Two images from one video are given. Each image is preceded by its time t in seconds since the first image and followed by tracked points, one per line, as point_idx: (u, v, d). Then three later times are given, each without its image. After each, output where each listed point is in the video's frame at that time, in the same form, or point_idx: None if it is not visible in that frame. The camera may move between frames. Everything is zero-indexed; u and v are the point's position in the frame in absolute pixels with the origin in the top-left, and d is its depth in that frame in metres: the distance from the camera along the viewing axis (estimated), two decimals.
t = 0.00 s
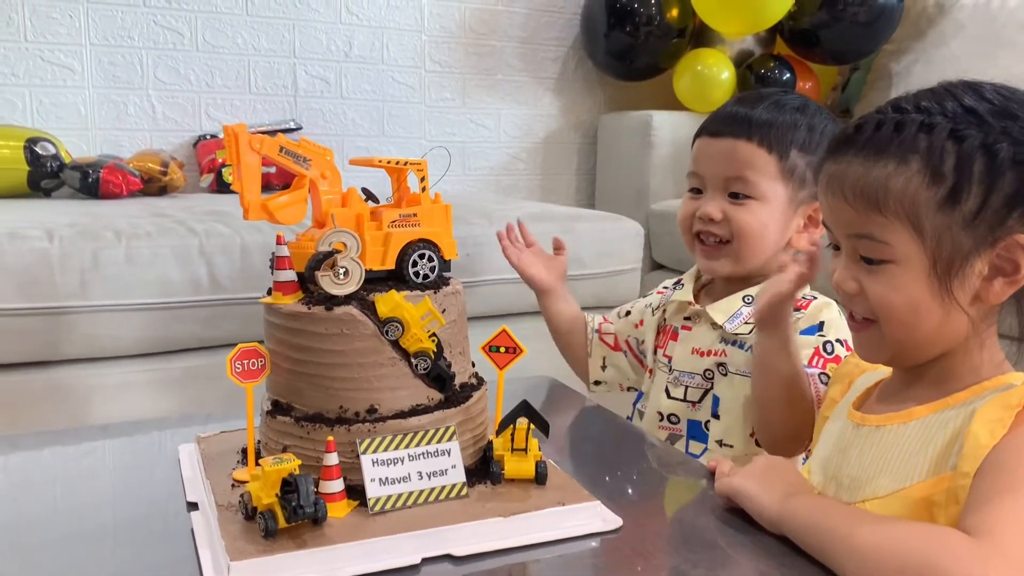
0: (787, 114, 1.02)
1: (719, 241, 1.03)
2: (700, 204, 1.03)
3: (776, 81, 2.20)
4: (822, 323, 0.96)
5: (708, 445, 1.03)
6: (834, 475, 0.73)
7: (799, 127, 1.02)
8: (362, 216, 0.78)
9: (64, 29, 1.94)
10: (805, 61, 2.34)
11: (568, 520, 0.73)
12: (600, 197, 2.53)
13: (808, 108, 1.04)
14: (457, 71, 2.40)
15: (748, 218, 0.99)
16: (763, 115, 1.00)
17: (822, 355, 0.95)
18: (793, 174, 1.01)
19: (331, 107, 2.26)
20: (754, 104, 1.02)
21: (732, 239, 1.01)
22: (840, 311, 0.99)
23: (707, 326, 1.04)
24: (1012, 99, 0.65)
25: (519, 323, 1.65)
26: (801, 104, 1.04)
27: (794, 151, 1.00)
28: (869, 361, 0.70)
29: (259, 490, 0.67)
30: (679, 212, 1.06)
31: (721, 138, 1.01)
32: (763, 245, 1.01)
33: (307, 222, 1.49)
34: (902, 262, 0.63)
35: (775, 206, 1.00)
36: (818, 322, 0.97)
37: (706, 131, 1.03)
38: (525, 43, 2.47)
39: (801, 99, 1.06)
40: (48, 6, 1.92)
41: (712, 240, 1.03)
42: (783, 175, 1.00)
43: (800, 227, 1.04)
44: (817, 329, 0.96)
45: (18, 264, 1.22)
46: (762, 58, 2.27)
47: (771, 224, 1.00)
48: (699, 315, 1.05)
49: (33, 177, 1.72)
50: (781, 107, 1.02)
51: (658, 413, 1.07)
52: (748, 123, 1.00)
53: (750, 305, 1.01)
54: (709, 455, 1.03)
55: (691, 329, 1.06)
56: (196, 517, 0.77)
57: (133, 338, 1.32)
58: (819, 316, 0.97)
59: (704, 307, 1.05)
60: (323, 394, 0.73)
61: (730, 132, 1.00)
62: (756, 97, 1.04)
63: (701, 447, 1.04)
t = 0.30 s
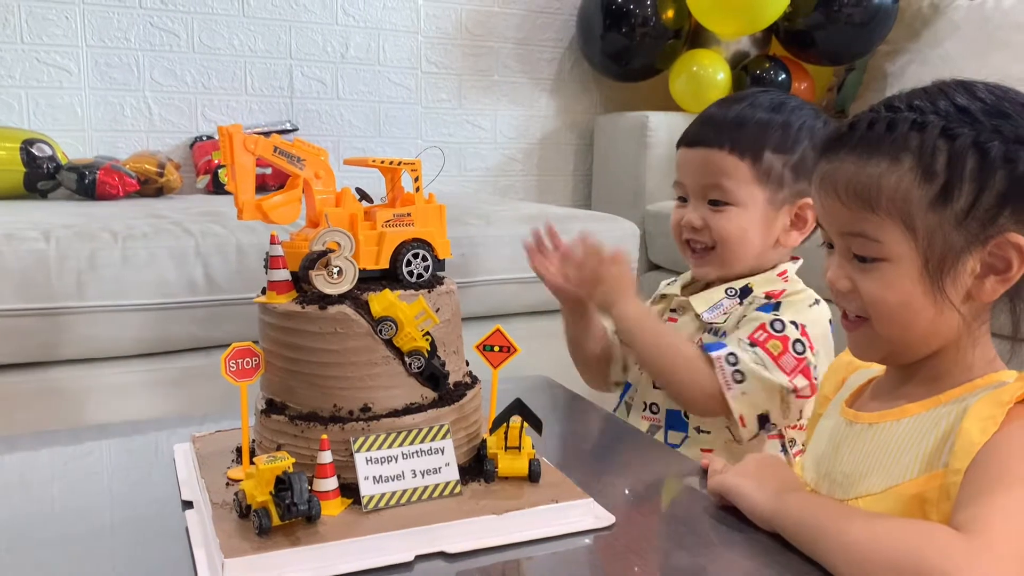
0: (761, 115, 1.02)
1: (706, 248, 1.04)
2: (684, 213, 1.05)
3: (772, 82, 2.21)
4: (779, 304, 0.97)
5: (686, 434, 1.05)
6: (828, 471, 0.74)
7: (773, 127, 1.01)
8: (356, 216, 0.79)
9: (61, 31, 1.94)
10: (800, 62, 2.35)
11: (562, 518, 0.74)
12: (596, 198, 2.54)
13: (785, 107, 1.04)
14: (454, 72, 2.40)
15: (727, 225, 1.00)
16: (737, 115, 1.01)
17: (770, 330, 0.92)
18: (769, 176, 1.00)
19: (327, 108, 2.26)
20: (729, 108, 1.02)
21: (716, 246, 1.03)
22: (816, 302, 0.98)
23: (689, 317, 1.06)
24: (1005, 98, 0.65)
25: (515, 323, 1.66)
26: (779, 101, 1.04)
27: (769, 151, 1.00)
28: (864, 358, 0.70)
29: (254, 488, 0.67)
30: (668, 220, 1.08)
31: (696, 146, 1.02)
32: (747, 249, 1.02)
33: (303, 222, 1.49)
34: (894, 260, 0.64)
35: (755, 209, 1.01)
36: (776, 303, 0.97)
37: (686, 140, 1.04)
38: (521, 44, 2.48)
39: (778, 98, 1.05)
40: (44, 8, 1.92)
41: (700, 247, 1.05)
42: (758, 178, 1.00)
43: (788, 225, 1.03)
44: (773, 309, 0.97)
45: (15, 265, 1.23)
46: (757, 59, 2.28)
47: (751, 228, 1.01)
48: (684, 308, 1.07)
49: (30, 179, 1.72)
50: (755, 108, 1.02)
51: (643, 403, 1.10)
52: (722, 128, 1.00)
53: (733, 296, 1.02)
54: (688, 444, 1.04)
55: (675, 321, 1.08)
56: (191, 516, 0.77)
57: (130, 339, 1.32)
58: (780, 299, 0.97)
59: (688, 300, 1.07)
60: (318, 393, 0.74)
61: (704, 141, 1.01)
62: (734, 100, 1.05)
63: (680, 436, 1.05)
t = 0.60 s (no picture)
0: (739, 113, 1.03)
1: (682, 243, 1.04)
2: (663, 208, 1.06)
3: (768, 84, 2.22)
4: (775, 326, 0.96)
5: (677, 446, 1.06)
6: (826, 472, 0.74)
7: (751, 126, 1.03)
8: (356, 219, 0.79)
9: (59, 33, 1.94)
10: (796, 64, 2.36)
11: (560, 519, 0.74)
12: (594, 199, 2.54)
13: (764, 106, 1.05)
14: (451, 74, 2.41)
15: (700, 219, 1.01)
16: (717, 112, 1.03)
17: (773, 356, 0.94)
18: (744, 172, 1.01)
19: (325, 110, 2.27)
20: (707, 108, 1.04)
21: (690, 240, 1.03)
22: (801, 314, 0.98)
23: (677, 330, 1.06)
24: (994, 103, 0.66)
25: (512, 324, 1.66)
26: (758, 101, 1.06)
27: (745, 148, 1.01)
28: (861, 362, 0.71)
29: (255, 489, 0.68)
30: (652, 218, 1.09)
31: (675, 142, 1.04)
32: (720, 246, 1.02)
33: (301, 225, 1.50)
34: (889, 264, 0.65)
35: (731, 206, 1.01)
36: (771, 324, 0.97)
37: (668, 137, 1.06)
38: (518, 46, 2.48)
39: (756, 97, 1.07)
40: (42, 11, 1.92)
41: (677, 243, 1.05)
42: (734, 174, 1.01)
43: (764, 224, 1.03)
44: (770, 332, 0.96)
45: (14, 267, 1.23)
46: (754, 61, 2.29)
47: (726, 224, 1.01)
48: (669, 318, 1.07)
49: (28, 181, 1.73)
50: (733, 106, 1.04)
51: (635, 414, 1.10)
52: (700, 126, 1.02)
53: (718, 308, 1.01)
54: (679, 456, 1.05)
55: (662, 333, 1.08)
56: (193, 517, 0.78)
57: (129, 341, 1.33)
58: (773, 318, 0.97)
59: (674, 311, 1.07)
60: (318, 395, 0.74)
61: (683, 137, 1.03)
62: (716, 100, 1.06)
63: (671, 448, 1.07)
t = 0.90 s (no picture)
0: (745, 117, 1.03)
1: (693, 248, 1.05)
2: (671, 213, 1.05)
3: (766, 86, 2.23)
4: (775, 316, 0.97)
5: (679, 442, 1.07)
6: (826, 473, 0.75)
7: (759, 130, 1.03)
8: (357, 223, 0.79)
9: (59, 36, 1.95)
10: (795, 66, 2.37)
11: (561, 519, 0.75)
12: (593, 201, 2.55)
13: (766, 109, 1.06)
14: (451, 76, 2.41)
15: (715, 224, 1.02)
16: (723, 117, 1.03)
17: (772, 344, 0.93)
18: (756, 176, 1.02)
19: (325, 112, 2.27)
20: (712, 112, 1.04)
21: (703, 245, 1.03)
22: (803, 306, 0.99)
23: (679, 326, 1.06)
24: (987, 105, 0.67)
25: (512, 326, 1.67)
26: (763, 104, 1.06)
27: (756, 152, 1.02)
28: (860, 363, 0.72)
29: (258, 490, 0.68)
30: (654, 221, 1.08)
31: (684, 147, 1.03)
32: (733, 251, 1.03)
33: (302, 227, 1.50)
34: (885, 266, 0.65)
35: (743, 211, 1.02)
36: (772, 315, 0.98)
37: (671, 142, 1.05)
38: (517, 48, 2.49)
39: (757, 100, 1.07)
40: (43, 14, 1.93)
41: (686, 247, 1.05)
42: (746, 179, 1.02)
43: (772, 225, 1.05)
44: (770, 321, 0.97)
45: (15, 270, 1.23)
46: (752, 63, 2.29)
47: (738, 228, 1.02)
48: (673, 316, 1.07)
49: (28, 184, 1.73)
50: (739, 111, 1.04)
51: (633, 411, 1.11)
52: (709, 132, 1.02)
53: (721, 304, 1.03)
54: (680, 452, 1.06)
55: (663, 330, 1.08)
56: (196, 519, 0.78)
57: (130, 343, 1.33)
58: (775, 310, 0.98)
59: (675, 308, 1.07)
60: (320, 397, 0.75)
61: (693, 143, 1.03)
62: (715, 103, 1.06)
63: (672, 444, 1.07)
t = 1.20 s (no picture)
0: (747, 127, 1.04)
1: (700, 259, 1.05)
2: (676, 226, 1.06)
3: (763, 90, 2.24)
4: (799, 314, 0.99)
5: (692, 441, 1.07)
6: (818, 476, 0.76)
7: (760, 139, 1.04)
8: (356, 227, 0.81)
9: (58, 41, 1.96)
10: (791, 69, 2.38)
11: (558, 521, 0.76)
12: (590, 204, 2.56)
13: (766, 118, 1.06)
14: (448, 80, 2.42)
15: (723, 237, 1.03)
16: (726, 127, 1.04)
17: (800, 342, 0.96)
18: (759, 187, 1.03)
19: (323, 116, 2.28)
20: (713, 123, 1.04)
21: (711, 257, 1.04)
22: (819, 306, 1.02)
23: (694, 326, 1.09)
24: (974, 112, 0.68)
25: (510, 329, 1.68)
26: (761, 113, 1.07)
27: (759, 162, 1.03)
28: (851, 367, 0.72)
29: (258, 494, 0.69)
30: (658, 235, 1.09)
31: (686, 161, 1.04)
32: (741, 261, 1.04)
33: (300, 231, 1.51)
34: (873, 269, 0.66)
35: (748, 221, 1.03)
36: (795, 313, 0.99)
37: (672, 155, 1.06)
38: (514, 52, 2.50)
39: (754, 108, 1.08)
40: (42, 19, 1.93)
41: (693, 259, 1.06)
42: (749, 190, 1.03)
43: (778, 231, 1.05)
44: (794, 319, 0.99)
45: (14, 274, 1.24)
46: (748, 67, 2.30)
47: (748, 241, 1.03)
48: (685, 317, 1.10)
49: (28, 188, 1.74)
50: (739, 121, 1.05)
51: (644, 411, 1.11)
52: (712, 143, 1.02)
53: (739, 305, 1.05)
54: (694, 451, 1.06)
55: (676, 330, 1.10)
56: (196, 522, 0.79)
57: (129, 347, 1.34)
58: (796, 307, 1.00)
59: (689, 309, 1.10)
60: (319, 401, 0.75)
61: (696, 157, 1.03)
62: (714, 113, 1.07)
63: (686, 443, 1.08)
